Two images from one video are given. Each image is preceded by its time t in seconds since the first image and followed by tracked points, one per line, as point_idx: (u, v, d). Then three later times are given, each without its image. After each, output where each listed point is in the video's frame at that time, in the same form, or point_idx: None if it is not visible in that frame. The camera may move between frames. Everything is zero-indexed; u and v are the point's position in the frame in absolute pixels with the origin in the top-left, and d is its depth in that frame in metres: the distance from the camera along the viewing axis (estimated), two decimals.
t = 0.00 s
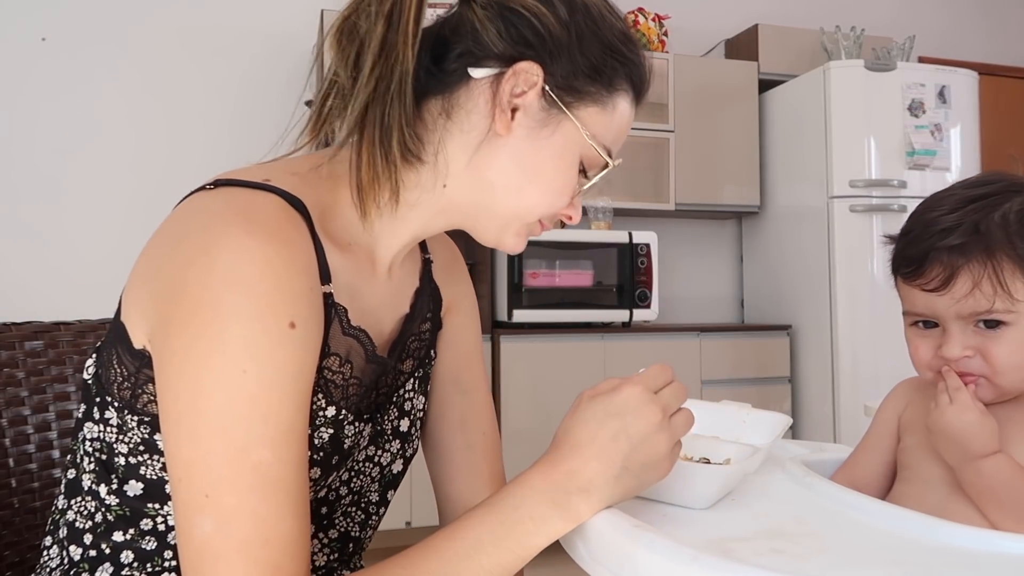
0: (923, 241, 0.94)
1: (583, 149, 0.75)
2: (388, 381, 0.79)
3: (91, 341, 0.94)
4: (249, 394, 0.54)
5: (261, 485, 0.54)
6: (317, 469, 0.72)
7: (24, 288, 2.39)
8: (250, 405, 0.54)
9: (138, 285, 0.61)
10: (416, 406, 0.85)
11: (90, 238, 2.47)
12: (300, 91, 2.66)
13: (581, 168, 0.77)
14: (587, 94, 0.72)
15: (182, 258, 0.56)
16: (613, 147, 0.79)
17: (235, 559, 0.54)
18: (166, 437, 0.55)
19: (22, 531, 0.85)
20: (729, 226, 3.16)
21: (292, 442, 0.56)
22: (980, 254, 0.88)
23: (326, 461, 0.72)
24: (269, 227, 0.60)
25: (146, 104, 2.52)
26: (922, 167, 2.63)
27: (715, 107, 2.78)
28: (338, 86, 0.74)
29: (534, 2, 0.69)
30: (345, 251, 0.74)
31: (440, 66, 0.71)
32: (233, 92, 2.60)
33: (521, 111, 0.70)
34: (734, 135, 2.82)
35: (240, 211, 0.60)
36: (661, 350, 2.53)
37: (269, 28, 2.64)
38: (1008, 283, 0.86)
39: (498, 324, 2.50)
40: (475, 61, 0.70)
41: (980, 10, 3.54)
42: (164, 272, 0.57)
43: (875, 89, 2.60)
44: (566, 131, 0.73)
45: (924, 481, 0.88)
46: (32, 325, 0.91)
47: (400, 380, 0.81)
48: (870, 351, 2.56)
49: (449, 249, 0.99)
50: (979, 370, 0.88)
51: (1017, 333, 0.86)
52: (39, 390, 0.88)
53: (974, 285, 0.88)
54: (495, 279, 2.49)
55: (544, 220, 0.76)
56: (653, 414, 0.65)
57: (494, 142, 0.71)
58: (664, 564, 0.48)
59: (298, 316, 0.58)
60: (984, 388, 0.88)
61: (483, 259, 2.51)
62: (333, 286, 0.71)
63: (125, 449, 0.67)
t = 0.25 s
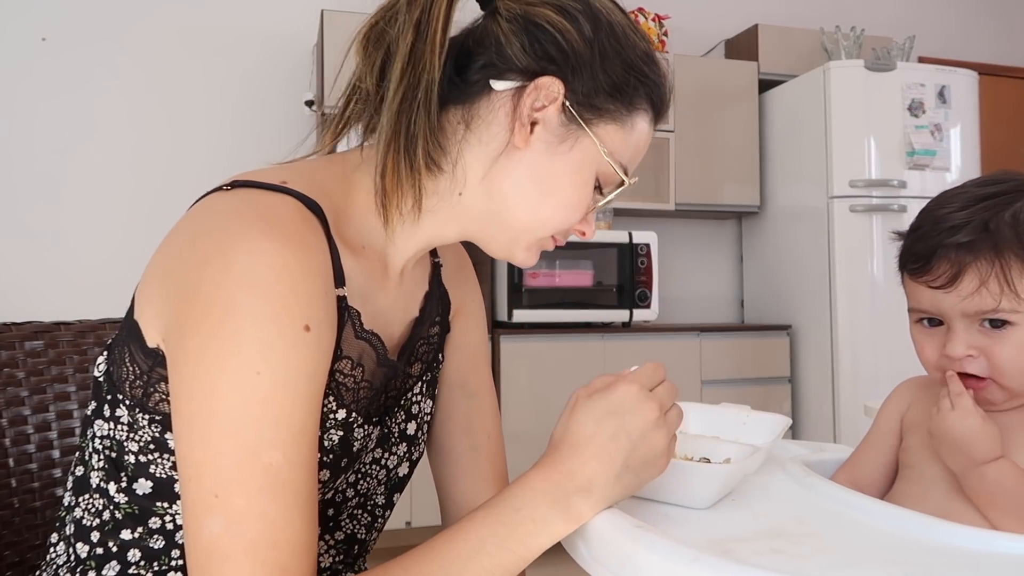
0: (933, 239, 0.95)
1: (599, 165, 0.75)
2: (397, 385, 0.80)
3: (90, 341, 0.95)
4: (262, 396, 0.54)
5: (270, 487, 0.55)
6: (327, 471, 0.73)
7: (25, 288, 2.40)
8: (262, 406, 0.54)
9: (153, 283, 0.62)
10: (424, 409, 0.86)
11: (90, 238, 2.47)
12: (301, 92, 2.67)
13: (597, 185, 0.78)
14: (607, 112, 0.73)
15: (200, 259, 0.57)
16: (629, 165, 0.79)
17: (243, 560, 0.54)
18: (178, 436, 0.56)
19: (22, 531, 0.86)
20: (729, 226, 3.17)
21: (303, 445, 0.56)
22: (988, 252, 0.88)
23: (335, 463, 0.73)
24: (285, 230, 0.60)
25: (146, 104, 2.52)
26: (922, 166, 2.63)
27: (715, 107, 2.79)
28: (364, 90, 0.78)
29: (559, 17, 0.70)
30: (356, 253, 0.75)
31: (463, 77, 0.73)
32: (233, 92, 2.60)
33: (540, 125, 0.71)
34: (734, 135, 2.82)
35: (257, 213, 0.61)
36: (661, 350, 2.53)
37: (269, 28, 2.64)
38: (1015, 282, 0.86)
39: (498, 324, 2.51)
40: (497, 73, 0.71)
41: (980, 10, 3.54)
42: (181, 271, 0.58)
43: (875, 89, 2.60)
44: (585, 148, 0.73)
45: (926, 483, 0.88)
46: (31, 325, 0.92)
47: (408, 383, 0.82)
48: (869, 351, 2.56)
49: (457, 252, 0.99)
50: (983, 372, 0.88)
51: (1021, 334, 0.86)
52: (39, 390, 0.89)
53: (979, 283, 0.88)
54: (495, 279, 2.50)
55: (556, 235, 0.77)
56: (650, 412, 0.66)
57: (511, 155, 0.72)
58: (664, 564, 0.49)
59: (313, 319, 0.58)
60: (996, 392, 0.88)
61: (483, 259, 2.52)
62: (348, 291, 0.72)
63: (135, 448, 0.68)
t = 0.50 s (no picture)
0: (925, 234, 0.95)
1: (605, 176, 0.75)
2: (400, 386, 0.80)
3: (90, 341, 0.95)
4: (267, 398, 0.54)
5: (273, 488, 0.55)
6: (330, 472, 0.72)
7: (25, 288, 2.40)
8: (267, 408, 0.54)
9: (160, 282, 0.62)
10: (426, 411, 0.86)
11: (91, 238, 2.47)
12: (301, 92, 2.67)
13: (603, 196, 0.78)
14: (615, 123, 0.73)
15: (207, 258, 0.57)
16: (635, 177, 0.79)
17: (245, 560, 0.54)
18: (182, 435, 0.56)
19: (22, 531, 0.86)
20: (729, 225, 3.17)
21: (306, 447, 0.56)
22: (977, 247, 0.88)
23: (339, 463, 0.73)
24: (292, 230, 0.60)
25: (147, 104, 2.52)
26: (922, 166, 2.63)
27: (715, 107, 2.79)
28: (379, 92, 0.78)
29: (573, 28, 0.71)
30: (361, 255, 0.75)
31: (474, 83, 0.73)
32: (233, 92, 2.60)
33: (549, 134, 0.71)
34: (734, 135, 2.82)
35: (265, 214, 0.61)
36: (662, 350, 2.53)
37: (268, 29, 2.64)
38: (1002, 276, 0.86)
39: (498, 324, 2.51)
40: (508, 80, 0.72)
41: (979, 10, 3.54)
42: (188, 271, 0.58)
43: (875, 88, 2.60)
44: (591, 158, 0.73)
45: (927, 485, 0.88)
46: (31, 325, 0.92)
47: (411, 385, 0.82)
48: (870, 351, 2.56)
49: (460, 256, 0.99)
50: (973, 368, 0.88)
51: (1011, 329, 0.86)
52: (38, 390, 0.89)
53: (968, 277, 0.88)
54: (495, 279, 2.50)
55: (555, 245, 0.77)
56: (659, 420, 0.65)
57: (519, 163, 0.72)
58: (665, 564, 0.49)
59: (319, 321, 0.58)
60: (986, 388, 0.88)
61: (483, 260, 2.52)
62: (354, 293, 0.72)
63: (139, 446, 0.68)
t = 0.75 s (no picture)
0: (909, 234, 0.97)
1: (605, 180, 0.75)
2: (400, 386, 0.79)
3: (90, 341, 0.95)
4: (268, 398, 0.54)
5: (273, 488, 0.54)
6: (331, 471, 0.72)
7: (25, 288, 2.40)
8: (268, 407, 0.54)
9: (163, 281, 0.62)
10: (426, 411, 0.86)
11: (91, 238, 2.47)
12: (300, 92, 2.66)
13: (602, 201, 0.77)
14: (616, 128, 0.73)
15: (210, 257, 0.57)
16: (634, 183, 0.79)
17: (244, 560, 0.54)
18: (184, 434, 0.55)
19: (22, 531, 0.86)
20: (729, 225, 3.16)
21: (307, 447, 0.56)
22: (957, 244, 0.91)
23: (340, 463, 0.73)
24: (295, 230, 0.60)
25: (147, 104, 2.52)
26: (922, 166, 2.63)
27: (715, 106, 2.79)
28: (386, 90, 0.78)
29: (578, 31, 0.71)
30: (363, 256, 0.75)
31: (478, 83, 0.73)
32: (233, 92, 2.60)
33: (550, 135, 0.71)
34: (734, 135, 2.82)
35: (267, 214, 0.61)
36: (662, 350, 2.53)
37: (268, 28, 2.64)
38: (982, 272, 0.88)
39: (498, 324, 2.51)
40: (512, 81, 0.72)
41: (980, 10, 3.54)
42: (191, 270, 0.58)
43: (875, 88, 2.60)
44: (592, 162, 0.73)
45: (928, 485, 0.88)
46: (31, 325, 0.92)
47: (410, 385, 0.82)
48: (870, 351, 2.56)
49: (460, 257, 0.99)
50: (958, 362, 0.89)
51: (995, 324, 0.87)
52: (38, 390, 0.89)
53: (950, 274, 0.90)
54: (495, 279, 2.50)
55: (555, 249, 0.77)
56: (658, 419, 0.65)
57: (519, 165, 0.72)
58: (665, 564, 0.49)
59: (321, 322, 0.58)
60: (968, 381, 0.88)
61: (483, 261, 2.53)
62: (354, 294, 0.72)
63: (140, 445, 0.68)
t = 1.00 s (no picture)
0: (911, 232, 0.97)
1: (603, 179, 0.75)
2: (399, 386, 0.79)
3: (90, 341, 0.95)
4: (268, 398, 0.54)
5: (275, 488, 0.55)
6: (331, 471, 0.72)
7: (25, 288, 2.40)
8: (269, 408, 0.54)
9: (164, 280, 0.62)
10: (425, 411, 0.86)
11: (91, 238, 2.47)
12: (300, 91, 2.66)
13: (600, 200, 0.77)
14: (614, 127, 0.73)
15: (210, 257, 0.57)
16: (632, 182, 0.79)
17: (245, 560, 0.54)
18: (185, 435, 0.55)
19: (22, 531, 0.86)
20: (729, 225, 3.16)
21: (308, 447, 0.56)
22: (962, 243, 0.91)
23: (339, 462, 0.73)
24: (295, 231, 0.60)
25: (147, 104, 2.52)
26: (922, 167, 2.63)
27: (715, 107, 2.78)
28: (386, 90, 0.78)
29: (577, 31, 0.71)
30: (362, 255, 0.75)
31: (476, 81, 0.73)
32: (233, 93, 2.60)
33: (548, 134, 0.71)
34: (734, 135, 2.82)
35: (268, 214, 0.61)
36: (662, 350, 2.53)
37: (268, 28, 2.64)
38: (987, 270, 0.88)
39: (498, 324, 2.51)
40: (510, 79, 0.72)
41: (979, 10, 3.54)
42: (192, 270, 0.58)
43: (875, 88, 2.60)
44: (589, 160, 0.73)
45: (927, 485, 0.88)
46: (30, 325, 0.92)
47: (408, 386, 0.82)
48: (870, 350, 2.56)
49: (459, 257, 0.99)
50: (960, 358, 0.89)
51: (998, 321, 0.88)
52: (39, 390, 0.89)
53: (954, 272, 0.90)
54: (495, 279, 2.50)
55: (544, 246, 0.77)
56: (658, 418, 0.65)
57: (517, 162, 0.72)
58: (665, 564, 0.49)
59: (321, 321, 0.58)
60: (970, 377, 0.88)
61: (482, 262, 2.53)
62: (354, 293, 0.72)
63: (141, 445, 0.68)
